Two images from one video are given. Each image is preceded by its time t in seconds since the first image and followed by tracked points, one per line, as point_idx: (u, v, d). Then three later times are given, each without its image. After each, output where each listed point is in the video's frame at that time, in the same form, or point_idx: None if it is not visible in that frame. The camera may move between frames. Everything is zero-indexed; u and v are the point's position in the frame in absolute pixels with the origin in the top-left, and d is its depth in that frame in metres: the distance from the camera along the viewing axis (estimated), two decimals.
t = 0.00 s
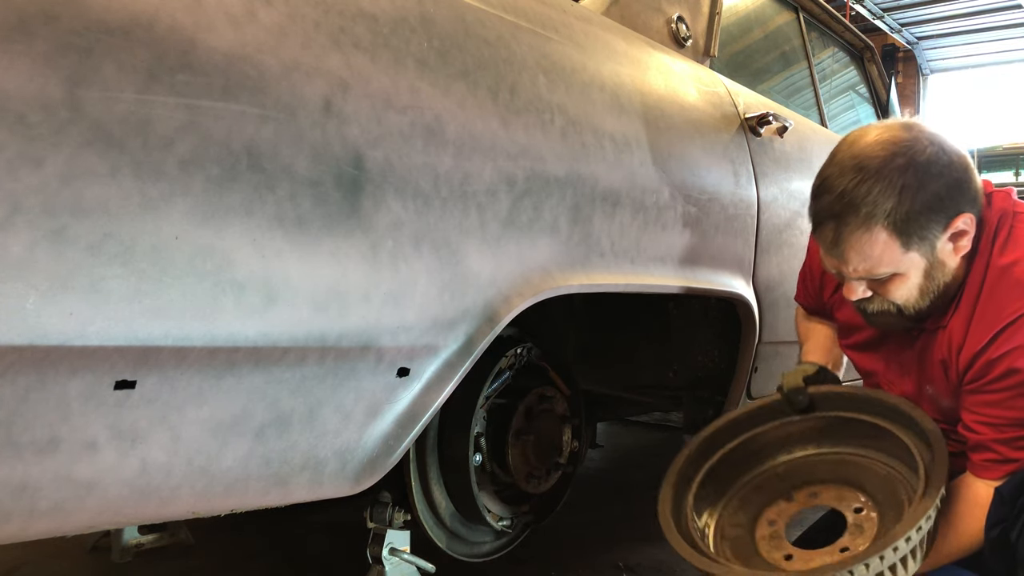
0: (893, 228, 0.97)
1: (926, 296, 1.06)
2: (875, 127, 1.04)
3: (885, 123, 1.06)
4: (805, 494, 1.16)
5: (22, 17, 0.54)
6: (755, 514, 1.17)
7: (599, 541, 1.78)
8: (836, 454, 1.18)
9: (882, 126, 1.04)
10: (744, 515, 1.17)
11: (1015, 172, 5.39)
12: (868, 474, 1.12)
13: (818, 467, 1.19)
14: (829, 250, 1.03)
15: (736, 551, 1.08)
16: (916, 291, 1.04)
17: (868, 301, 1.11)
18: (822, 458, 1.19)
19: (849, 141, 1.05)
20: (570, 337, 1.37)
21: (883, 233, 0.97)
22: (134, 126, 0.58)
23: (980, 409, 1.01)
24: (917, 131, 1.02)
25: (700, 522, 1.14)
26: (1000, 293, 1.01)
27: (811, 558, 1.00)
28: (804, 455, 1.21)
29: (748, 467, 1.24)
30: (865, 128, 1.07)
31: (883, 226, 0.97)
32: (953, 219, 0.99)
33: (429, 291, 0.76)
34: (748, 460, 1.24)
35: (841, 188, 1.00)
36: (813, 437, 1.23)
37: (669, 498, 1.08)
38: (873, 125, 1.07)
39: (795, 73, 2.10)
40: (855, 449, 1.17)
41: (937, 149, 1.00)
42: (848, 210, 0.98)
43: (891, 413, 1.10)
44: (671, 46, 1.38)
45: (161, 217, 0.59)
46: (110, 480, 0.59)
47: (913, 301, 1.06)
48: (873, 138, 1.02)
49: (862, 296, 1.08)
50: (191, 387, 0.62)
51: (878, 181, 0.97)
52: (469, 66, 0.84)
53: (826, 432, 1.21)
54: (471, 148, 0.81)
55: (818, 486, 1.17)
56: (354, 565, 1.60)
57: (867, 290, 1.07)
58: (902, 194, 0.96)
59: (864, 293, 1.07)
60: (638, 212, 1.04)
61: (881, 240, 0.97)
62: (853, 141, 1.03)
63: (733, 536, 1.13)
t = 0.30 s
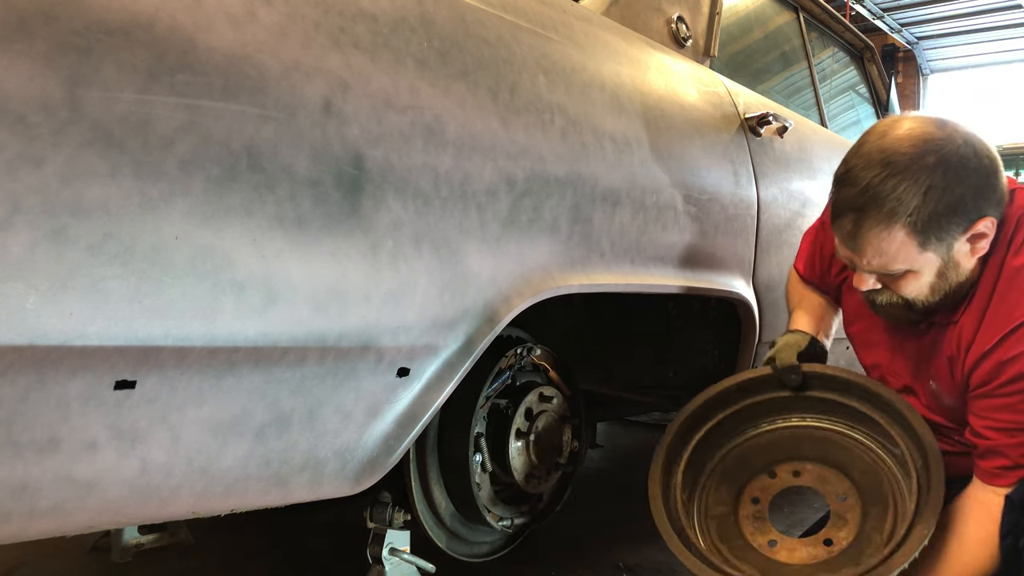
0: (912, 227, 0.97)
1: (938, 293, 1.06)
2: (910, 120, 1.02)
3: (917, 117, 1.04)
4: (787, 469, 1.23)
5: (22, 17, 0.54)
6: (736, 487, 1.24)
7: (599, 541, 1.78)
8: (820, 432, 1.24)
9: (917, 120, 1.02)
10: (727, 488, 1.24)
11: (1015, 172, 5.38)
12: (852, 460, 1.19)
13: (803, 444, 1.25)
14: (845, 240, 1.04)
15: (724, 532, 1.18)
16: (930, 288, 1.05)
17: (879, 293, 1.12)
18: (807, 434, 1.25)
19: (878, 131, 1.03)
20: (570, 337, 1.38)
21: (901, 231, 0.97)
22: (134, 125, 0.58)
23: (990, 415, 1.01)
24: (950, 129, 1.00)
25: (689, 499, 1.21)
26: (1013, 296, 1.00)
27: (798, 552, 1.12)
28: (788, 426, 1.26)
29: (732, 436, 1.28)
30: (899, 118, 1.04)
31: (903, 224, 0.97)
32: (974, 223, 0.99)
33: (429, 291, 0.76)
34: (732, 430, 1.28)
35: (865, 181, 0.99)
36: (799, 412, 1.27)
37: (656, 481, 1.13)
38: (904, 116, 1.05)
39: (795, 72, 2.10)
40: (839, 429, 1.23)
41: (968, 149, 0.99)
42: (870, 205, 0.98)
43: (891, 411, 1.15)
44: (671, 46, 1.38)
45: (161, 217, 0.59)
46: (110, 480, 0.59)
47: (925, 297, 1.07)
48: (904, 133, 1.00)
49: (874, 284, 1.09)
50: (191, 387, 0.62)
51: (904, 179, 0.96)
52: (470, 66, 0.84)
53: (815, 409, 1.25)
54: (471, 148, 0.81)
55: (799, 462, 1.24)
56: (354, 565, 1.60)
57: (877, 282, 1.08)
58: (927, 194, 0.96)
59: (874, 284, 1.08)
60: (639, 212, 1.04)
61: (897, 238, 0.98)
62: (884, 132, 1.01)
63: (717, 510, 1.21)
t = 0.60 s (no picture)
0: (923, 254, 0.96)
1: (943, 308, 1.07)
2: (925, 142, 1.01)
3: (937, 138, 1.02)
4: (778, 468, 1.27)
5: (22, 17, 0.54)
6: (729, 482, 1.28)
7: (599, 541, 1.78)
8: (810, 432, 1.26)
9: (931, 142, 1.01)
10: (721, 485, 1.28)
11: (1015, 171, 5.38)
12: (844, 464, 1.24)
13: (791, 442, 1.27)
14: (852, 259, 1.04)
15: (719, 532, 1.24)
16: (935, 305, 1.06)
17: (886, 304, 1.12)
18: (800, 435, 1.27)
19: (896, 151, 1.01)
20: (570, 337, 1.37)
21: (911, 257, 0.97)
22: (134, 126, 0.58)
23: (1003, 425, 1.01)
24: (969, 155, 0.99)
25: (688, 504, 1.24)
26: None
27: (787, 555, 1.20)
28: (779, 425, 1.28)
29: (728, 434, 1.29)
30: (913, 139, 1.03)
31: (915, 250, 0.96)
32: (985, 248, 0.99)
33: (429, 291, 0.76)
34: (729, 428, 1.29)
35: (881, 205, 0.98)
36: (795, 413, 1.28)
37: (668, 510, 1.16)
38: (922, 134, 1.04)
39: (795, 72, 2.10)
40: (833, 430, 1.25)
41: (986, 176, 0.98)
42: (881, 229, 0.97)
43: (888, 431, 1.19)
44: (671, 46, 1.38)
45: (161, 217, 0.59)
46: (110, 480, 0.59)
47: (930, 312, 1.08)
48: (922, 157, 0.98)
49: (879, 298, 1.09)
50: (190, 387, 0.62)
51: (920, 206, 0.95)
52: (470, 66, 0.84)
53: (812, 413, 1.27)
54: (471, 148, 0.81)
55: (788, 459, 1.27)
56: (354, 565, 1.60)
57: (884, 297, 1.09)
58: (941, 222, 0.95)
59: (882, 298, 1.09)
60: (639, 212, 1.04)
61: (907, 263, 0.97)
62: (902, 154, 1.00)
63: (711, 507, 1.26)
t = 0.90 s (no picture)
0: (921, 249, 0.96)
1: (940, 302, 1.07)
2: (929, 139, 1.01)
3: (942, 134, 1.02)
4: (767, 449, 1.29)
5: (22, 17, 0.54)
6: (718, 461, 1.29)
7: (599, 541, 1.78)
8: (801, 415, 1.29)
9: (935, 139, 1.01)
10: (710, 463, 1.29)
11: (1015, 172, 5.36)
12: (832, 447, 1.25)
13: (782, 425, 1.30)
14: (851, 251, 1.04)
15: (705, 510, 1.25)
16: (932, 299, 1.06)
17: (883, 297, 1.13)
18: (791, 417, 1.29)
19: (901, 146, 1.01)
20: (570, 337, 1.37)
21: (908, 252, 0.97)
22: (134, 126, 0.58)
23: (998, 417, 1.01)
24: (973, 152, 0.99)
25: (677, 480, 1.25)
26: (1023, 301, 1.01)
27: (772, 533, 1.20)
28: (771, 407, 1.30)
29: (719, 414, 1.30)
30: (918, 134, 1.03)
31: (912, 244, 0.96)
32: (984, 245, 0.99)
33: (429, 291, 0.76)
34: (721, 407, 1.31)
35: (881, 199, 0.98)
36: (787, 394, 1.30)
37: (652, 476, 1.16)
38: (928, 130, 1.04)
39: (795, 73, 2.11)
40: (823, 413, 1.27)
41: (989, 174, 0.97)
42: (880, 223, 0.98)
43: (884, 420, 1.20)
44: (671, 46, 1.38)
45: (161, 217, 0.59)
46: (110, 480, 0.59)
47: (927, 305, 1.08)
48: (925, 152, 0.98)
49: (877, 290, 1.10)
50: (191, 387, 0.62)
51: (919, 200, 0.95)
52: (469, 66, 0.84)
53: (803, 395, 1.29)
54: (471, 148, 0.81)
55: (779, 442, 1.29)
56: (354, 565, 1.60)
57: (880, 289, 1.09)
58: (941, 218, 0.95)
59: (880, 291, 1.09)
60: (639, 212, 1.04)
61: (904, 258, 0.98)
62: (905, 149, 1.00)
63: (698, 485, 1.27)
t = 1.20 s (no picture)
0: (913, 275, 0.97)
1: (934, 313, 1.08)
2: (927, 163, 1.00)
3: (939, 157, 1.01)
4: (765, 438, 1.30)
5: (22, 17, 0.54)
6: (716, 450, 1.30)
7: (600, 541, 1.78)
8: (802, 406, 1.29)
9: (934, 162, 1.00)
10: (709, 452, 1.30)
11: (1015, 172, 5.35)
12: (830, 438, 1.27)
13: (782, 415, 1.30)
14: (847, 268, 1.05)
15: (704, 499, 1.26)
16: (925, 311, 1.07)
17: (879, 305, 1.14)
18: (791, 407, 1.30)
19: (898, 171, 1.00)
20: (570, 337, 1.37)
21: (901, 276, 0.98)
22: (134, 126, 0.58)
23: (997, 418, 1.01)
24: (971, 177, 0.97)
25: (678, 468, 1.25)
26: None
27: (770, 524, 1.22)
28: (772, 396, 1.31)
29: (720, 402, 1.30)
30: (917, 156, 1.02)
31: (906, 270, 0.97)
32: (977, 267, 0.99)
33: (429, 291, 0.76)
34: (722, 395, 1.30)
35: (877, 225, 0.98)
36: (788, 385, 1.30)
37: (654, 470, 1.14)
38: (926, 151, 1.02)
39: (795, 73, 2.11)
40: (824, 405, 1.28)
41: (985, 201, 0.97)
42: (874, 248, 0.98)
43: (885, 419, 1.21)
44: (671, 46, 1.38)
45: (161, 217, 0.59)
46: (110, 480, 0.59)
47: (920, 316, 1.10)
48: (922, 179, 0.97)
49: (872, 302, 1.11)
50: (191, 387, 0.62)
51: (914, 229, 0.95)
52: (469, 66, 0.84)
53: (806, 385, 1.29)
54: (471, 148, 0.81)
55: (777, 431, 1.30)
56: (354, 565, 1.60)
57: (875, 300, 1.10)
58: (935, 246, 0.95)
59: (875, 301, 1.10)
60: (638, 212, 1.04)
61: (896, 280, 0.99)
62: (902, 175, 0.99)
63: (697, 474, 1.28)
